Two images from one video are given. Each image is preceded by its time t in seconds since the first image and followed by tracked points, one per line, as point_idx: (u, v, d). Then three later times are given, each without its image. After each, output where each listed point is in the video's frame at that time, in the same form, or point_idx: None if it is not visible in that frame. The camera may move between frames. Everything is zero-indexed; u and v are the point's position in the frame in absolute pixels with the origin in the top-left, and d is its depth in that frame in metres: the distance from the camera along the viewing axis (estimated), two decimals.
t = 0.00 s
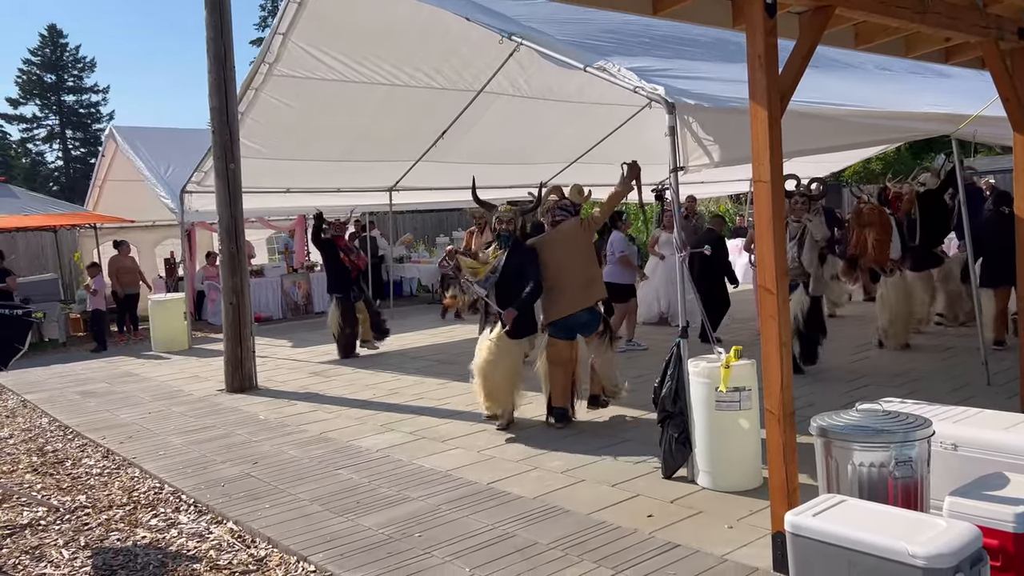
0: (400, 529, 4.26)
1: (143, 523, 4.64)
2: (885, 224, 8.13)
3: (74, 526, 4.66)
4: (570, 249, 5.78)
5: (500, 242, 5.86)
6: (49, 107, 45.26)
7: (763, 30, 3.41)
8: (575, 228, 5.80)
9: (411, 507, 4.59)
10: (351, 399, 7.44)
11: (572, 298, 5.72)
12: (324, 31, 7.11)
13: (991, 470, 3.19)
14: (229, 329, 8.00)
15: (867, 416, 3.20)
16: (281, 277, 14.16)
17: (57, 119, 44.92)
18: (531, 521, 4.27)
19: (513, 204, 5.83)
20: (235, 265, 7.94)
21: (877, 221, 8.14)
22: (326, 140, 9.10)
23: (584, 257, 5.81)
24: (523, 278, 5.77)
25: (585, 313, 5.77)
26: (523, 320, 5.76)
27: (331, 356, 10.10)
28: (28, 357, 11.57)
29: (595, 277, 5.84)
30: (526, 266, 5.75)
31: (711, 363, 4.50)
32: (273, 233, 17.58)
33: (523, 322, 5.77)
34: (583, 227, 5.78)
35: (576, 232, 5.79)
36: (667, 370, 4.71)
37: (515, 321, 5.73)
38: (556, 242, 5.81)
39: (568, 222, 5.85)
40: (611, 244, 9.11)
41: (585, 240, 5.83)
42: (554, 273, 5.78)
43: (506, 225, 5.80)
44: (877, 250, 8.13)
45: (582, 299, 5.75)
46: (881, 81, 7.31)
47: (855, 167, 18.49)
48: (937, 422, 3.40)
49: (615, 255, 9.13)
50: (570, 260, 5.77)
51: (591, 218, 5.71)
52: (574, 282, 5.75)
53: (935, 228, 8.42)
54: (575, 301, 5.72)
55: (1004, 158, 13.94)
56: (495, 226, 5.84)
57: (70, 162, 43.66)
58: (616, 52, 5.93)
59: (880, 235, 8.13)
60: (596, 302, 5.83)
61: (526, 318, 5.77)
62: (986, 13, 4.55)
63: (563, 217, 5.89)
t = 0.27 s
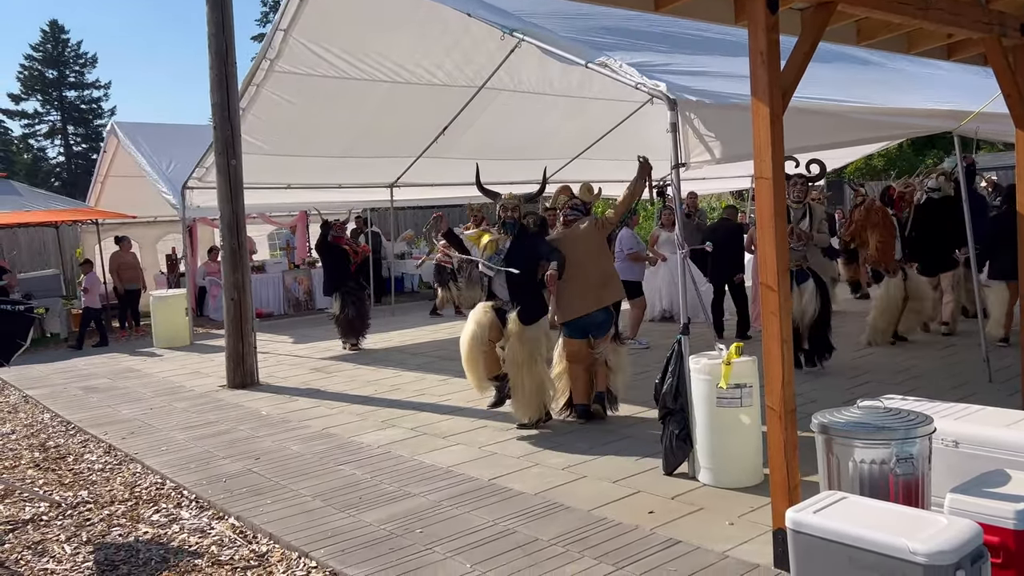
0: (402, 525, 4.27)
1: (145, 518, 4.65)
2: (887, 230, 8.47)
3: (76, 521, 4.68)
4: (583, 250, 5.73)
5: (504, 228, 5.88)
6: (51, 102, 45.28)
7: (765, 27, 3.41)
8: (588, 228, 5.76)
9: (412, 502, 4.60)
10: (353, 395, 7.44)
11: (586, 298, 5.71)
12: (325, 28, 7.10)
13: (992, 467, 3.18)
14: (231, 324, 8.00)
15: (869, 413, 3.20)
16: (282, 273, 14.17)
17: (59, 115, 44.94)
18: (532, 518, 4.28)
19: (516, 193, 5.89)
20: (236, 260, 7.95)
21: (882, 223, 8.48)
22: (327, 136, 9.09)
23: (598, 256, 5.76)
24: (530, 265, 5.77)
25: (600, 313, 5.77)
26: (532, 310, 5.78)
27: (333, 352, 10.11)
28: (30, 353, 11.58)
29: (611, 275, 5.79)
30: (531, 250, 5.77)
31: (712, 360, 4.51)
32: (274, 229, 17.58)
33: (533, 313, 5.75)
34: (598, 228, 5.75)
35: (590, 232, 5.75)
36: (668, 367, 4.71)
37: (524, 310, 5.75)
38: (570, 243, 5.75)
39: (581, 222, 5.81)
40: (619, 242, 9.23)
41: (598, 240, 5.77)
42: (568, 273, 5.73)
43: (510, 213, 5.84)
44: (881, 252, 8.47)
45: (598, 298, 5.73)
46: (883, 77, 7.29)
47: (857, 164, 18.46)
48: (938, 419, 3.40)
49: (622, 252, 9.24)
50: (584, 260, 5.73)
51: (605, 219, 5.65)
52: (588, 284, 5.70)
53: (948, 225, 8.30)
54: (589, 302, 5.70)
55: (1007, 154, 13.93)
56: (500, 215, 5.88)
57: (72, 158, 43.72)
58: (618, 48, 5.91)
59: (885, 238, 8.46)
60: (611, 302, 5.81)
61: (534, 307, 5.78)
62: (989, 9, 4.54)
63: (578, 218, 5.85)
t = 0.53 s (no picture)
0: (402, 521, 4.28)
1: (147, 514, 4.66)
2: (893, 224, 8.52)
3: (78, 517, 4.69)
4: (600, 234, 5.86)
5: (503, 230, 5.87)
6: (53, 98, 45.29)
7: (768, 24, 3.40)
8: (605, 212, 5.88)
9: (413, 499, 4.61)
10: (354, 391, 7.45)
11: (602, 280, 5.84)
12: (326, 24, 7.10)
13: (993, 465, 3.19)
14: (232, 321, 8.01)
15: (870, 411, 3.21)
16: (284, 269, 14.18)
17: (60, 110, 44.94)
18: (533, 514, 4.28)
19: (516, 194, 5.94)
20: (238, 257, 7.96)
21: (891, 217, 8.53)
22: (329, 132, 9.09)
23: (614, 239, 5.90)
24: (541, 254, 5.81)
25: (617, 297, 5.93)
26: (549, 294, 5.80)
27: (334, 348, 10.13)
28: (31, 348, 11.60)
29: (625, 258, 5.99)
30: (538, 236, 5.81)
31: (713, 357, 4.51)
32: (275, 225, 17.59)
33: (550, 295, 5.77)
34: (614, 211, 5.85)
35: (606, 215, 5.88)
36: (669, 364, 4.72)
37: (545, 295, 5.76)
38: (591, 228, 5.86)
39: (597, 207, 5.91)
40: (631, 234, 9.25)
41: (615, 224, 5.91)
42: (588, 258, 5.86)
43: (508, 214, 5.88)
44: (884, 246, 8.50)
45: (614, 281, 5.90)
46: (885, 75, 7.27)
47: (858, 162, 18.46)
48: (939, 417, 3.40)
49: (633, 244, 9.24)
50: (600, 244, 5.86)
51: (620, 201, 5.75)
52: (609, 268, 5.86)
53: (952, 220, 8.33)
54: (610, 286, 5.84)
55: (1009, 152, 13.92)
56: (500, 215, 5.89)
57: (74, 153, 43.70)
58: (620, 46, 5.91)
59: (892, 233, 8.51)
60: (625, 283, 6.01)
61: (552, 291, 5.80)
62: (992, 8, 4.53)
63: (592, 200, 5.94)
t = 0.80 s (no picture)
0: (405, 518, 4.29)
1: (149, 510, 4.67)
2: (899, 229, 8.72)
3: (80, 512, 4.70)
4: (628, 248, 5.73)
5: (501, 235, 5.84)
6: (56, 94, 45.32)
7: (772, 23, 3.40)
8: (629, 226, 5.75)
9: (415, 496, 4.62)
10: (357, 389, 7.46)
11: (629, 293, 5.68)
12: (329, 21, 7.10)
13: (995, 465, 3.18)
14: (235, 318, 8.02)
15: (872, 410, 3.21)
16: (287, 266, 14.20)
17: (63, 107, 44.99)
18: (535, 512, 4.29)
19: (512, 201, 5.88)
20: (241, 254, 7.97)
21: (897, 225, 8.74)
22: (332, 129, 9.09)
23: (639, 253, 5.76)
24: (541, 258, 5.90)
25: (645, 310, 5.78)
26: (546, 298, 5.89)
27: (336, 345, 10.14)
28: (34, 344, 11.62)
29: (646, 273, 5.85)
30: (538, 239, 5.92)
31: (715, 355, 4.51)
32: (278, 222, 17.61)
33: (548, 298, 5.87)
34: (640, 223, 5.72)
35: (631, 230, 5.75)
36: (672, 362, 4.72)
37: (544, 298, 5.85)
38: (618, 241, 5.71)
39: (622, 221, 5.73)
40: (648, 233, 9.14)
41: (639, 238, 5.78)
42: (618, 272, 5.67)
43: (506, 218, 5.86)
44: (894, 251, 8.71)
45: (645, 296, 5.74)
46: (887, 74, 7.27)
47: (861, 160, 18.46)
48: (942, 416, 3.40)
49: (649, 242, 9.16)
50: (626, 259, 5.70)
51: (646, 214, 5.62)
52: (637, 280, 5.70)
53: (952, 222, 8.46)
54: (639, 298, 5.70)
55: (1013, 151, 13.90)
56: (498, 220, 5.83)
57: (77, 149, 43.73)
58: (623, 45, 5.90)
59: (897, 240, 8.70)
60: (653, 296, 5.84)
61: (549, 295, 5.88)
62: (996, 7, 4.52)
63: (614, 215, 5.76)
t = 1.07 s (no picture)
0: (408, 515, 4.29)
1: (154, 506, 4.68)
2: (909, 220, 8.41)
3: (85, 508, 4.71)
4: (629, 228, 5.71)
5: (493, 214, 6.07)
6: (61, 91, 45.44)
7: (778, 20, 3.39)
8: (632, 206, 5.69)
9: (419, 493, 4.62)
10: (361, 386, 7.47)
11: (628, 273, 5.72)
12: (333, 19, 7.10)
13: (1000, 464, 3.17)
14: (239, 314, 8.03)
15: (877, 408, 3.20)
16: (291, 263, 14.22)
17: (69, 104, 45.06)
18: (538, 509, 4.29)
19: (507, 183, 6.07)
20: (245, 251, 7.98)
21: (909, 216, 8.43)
22: (337, 127, 9.10)
23: (639, 234, 5.75)
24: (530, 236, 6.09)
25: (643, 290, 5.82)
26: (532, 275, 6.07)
27: (340, 342, 10.16)
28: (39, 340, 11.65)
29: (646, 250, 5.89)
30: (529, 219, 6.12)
31: (719, 354, 4.51)
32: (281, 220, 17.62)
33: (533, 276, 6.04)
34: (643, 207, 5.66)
35: (633, 211, 5.69)
36: (675, 360, 4.71)
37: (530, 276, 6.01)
38: (617, 221, 5.69)
39: (623, 201, 5.71)
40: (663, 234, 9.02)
41: (641, 219, 5.73)
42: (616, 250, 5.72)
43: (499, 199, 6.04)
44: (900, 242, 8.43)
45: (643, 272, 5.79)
46: (893, 72, 7.25)
47: (865, 159, 18.40)
48: (947, 416, 3.39)
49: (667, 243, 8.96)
50: (626, 238, 5.71)
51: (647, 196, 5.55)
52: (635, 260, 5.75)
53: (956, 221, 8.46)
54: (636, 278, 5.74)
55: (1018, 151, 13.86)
56: (491, 201, 6.02)
57: (82, 146, 43.84)
58: (629, 43, 5.90)
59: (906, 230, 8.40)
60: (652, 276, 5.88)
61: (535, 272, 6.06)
62: (1003, 5, 4.51)
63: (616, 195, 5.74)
